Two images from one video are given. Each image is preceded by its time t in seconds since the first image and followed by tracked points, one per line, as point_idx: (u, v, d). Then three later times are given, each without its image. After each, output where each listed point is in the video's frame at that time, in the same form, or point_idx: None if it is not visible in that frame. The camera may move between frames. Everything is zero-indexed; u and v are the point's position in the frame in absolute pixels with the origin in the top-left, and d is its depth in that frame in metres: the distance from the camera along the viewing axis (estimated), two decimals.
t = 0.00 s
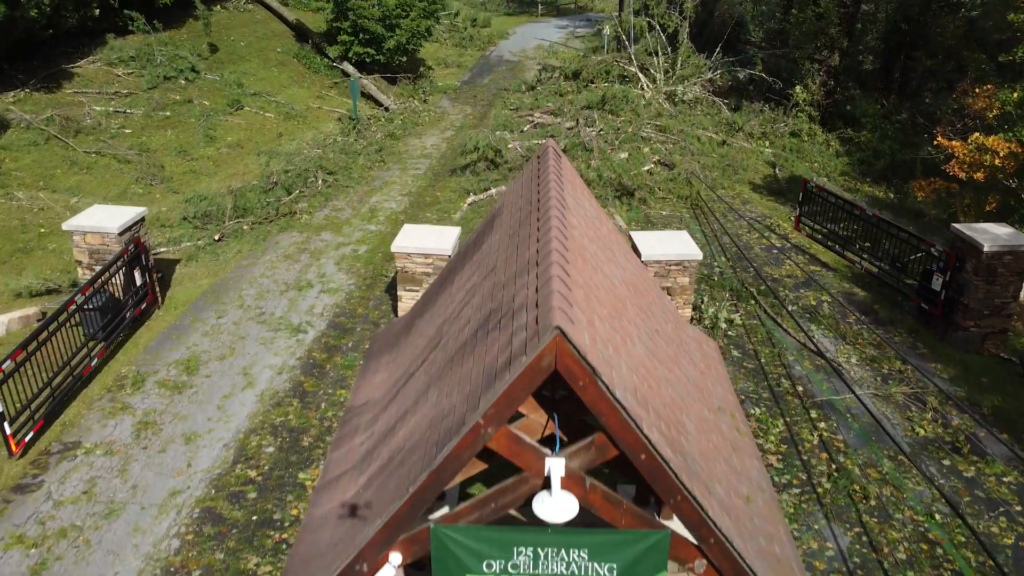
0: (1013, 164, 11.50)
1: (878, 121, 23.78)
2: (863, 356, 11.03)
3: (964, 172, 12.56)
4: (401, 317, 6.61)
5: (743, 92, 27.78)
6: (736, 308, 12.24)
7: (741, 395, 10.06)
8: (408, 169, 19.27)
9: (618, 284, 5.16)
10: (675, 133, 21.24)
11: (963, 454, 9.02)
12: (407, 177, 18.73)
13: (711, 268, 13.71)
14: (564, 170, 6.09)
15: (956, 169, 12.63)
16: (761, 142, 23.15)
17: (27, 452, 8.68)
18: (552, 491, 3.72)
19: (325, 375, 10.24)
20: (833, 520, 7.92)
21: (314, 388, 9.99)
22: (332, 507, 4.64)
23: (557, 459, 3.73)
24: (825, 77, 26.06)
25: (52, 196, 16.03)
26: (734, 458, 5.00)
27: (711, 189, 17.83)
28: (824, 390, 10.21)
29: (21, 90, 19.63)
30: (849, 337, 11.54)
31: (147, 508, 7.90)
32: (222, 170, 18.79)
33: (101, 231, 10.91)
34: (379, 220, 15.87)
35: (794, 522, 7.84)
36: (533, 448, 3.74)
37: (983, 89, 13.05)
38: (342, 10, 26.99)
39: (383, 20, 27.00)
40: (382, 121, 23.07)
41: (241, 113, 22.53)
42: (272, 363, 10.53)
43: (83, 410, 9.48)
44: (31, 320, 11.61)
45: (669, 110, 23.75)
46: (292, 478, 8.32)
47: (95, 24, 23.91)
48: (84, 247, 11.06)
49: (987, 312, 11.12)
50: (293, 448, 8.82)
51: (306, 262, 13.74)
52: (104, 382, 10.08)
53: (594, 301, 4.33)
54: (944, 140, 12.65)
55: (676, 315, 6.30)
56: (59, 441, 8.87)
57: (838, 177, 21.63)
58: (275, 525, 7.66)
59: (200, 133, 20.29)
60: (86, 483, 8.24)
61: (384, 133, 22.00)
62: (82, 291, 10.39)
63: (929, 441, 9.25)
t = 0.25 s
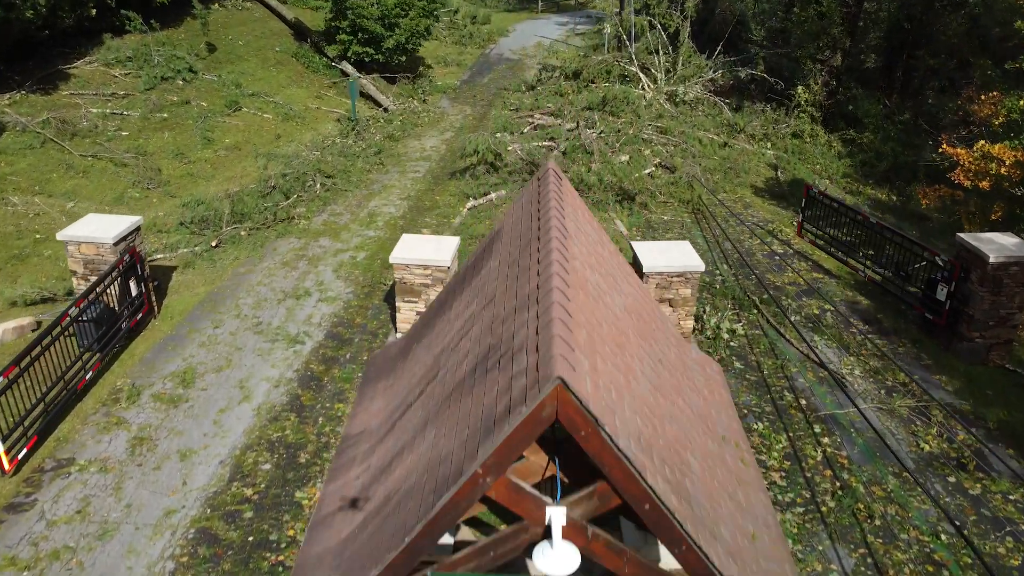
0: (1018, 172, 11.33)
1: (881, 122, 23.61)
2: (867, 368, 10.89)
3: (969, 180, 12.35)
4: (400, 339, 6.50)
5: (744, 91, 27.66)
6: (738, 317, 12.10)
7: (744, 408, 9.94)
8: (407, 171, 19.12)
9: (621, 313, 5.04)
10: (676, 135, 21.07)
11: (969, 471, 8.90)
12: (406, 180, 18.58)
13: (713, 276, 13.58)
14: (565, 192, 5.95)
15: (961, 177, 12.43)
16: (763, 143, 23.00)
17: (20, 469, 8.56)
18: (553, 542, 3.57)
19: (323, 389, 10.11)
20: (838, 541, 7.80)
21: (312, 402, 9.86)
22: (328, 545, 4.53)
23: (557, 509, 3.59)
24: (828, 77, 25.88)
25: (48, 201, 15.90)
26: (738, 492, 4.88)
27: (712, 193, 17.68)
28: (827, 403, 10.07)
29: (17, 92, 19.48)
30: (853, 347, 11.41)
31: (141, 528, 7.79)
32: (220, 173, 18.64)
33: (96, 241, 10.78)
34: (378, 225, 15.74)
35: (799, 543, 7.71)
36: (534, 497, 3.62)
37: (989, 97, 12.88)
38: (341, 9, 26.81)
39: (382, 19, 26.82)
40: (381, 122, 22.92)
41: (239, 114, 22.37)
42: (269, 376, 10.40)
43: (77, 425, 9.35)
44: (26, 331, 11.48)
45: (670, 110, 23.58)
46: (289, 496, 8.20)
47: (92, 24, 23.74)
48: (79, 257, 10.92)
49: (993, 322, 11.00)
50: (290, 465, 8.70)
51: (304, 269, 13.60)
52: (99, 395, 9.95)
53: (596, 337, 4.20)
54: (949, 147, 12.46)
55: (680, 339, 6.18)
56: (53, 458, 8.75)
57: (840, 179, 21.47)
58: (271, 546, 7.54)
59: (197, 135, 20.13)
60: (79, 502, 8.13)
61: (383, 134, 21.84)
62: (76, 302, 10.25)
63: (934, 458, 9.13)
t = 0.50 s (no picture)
0: None
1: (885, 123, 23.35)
2: (874, 385, 10.70)
3: (976, 192, 12.16)
4: (397, 372, 6.32)
5: (746, 91, 27.26)
6: (741, 331, 11.90)
7: (748, 428, 9.76)
8: (405, 175, 18.89)
9: (625, 356, 4.85)
10: (678, 137, 20.83)
11: (978, 495, 8.72)
12: (405, 184, 18.35)
13: (715, 286, 13.38)
14: (567, 225, 5.76)
15: (968, 188, 12.24)
16: (765, 145, 22.76)
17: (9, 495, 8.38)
18: None
19: (319, 407, 9.93)
20: (845, 571, 7.61)
21: (308, 422, 9.68)
22: None
23: None
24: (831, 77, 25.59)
25: (42, 208, 15.69)
26: (748, 542, 4.69)
27: (715, 199, 17.47)
28: (833, 423, 9.89)
29: (11, 94, 19.25)
30: (858, 363, 11.23)
31: (133, 558, 7.62)
32: (216, 177, 18.42)
33: (88, 256, 10.57)
34: (376, 232, 15.54)
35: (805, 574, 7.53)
36: (535, 571, 3.37)
37: (998, 106, 12.67)
38: (339, 7, 26.54)
39: (380, 18, 26.55)
40: (380, 124, 22.66)
41: (236, 114, 22.12)
42: (264, 394, 10.21)
43: (68, 447, 9.17)
44: (17, 346, 11.29)
45: (672, 111, 23.32)
46: (283, 524, 8.03)
47: (87, 23, 23.48)
48: (71, 271, 10.71)
49: (1001, 339, 10.80)
50: (285, 489, 8.52)
51: (301, 280, 13.39)
52: (91, 414, 9.77)
53: (599, 392, 4.00)
54: (957, 158, 12.25)
55: (684, 373, 5.99)
56: (44, 483, 8.57)
57: (844, 182, 21.26)
58: None
59: (194, 138, 19.90)
60: (69, 530, 7.95)
61: (381, 136, 21.61)
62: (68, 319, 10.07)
63: (941, 481, 8.95)
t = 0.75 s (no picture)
0: None
1: (890, 123, 23.04)
2: (882, 403, 10.47)
3: (987, 203, 11.90)
4: (392, 406, 6.11)
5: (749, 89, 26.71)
6: (746, 345, 11.66)
7: (753, 450, 9.53)
8: (404, 180, 18.64)
9: (630, 405, 4.63)
10: (681, 139, 20.55)
11: (990, 521, 8.51)
12: (403, 188, 18.09)
13: (719, 298, 13.13)
14: (569, 259, 5.53)
15: (978, 199, 11.99)
16: (768, 146, 22.49)
17: None
18: None
19: (315, 428, 9.70)
20: None
21: (303, 443, 9.46)
22: None
23: None
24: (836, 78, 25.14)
25: (34, 215, 15.46)
26: None
27: (718, 204, 17.21)
28: (840, 444, 9.66)
29: (4, 97, 19.00)
30: (865, 380, 11.00)
31: None
32: (212, 181, 18.17)
33: (78, 271, 10.35)
34: (374, 240, 15.30)
35: None
36: None
37: (1009, 115, 12.42)
38: (337, 6, 26.25)
39: (379, 17, 26.26)
40: (378, 125, 22.39)
41: (233, 116, 21.86)
42: (259, 413, 9.98)
43: (57, 470, 8.96)
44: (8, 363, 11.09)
45: (674, 112, 23.03)
46: (277, 553, 7.81)
47: (82, 22, 23.20)
48: (60, 287, 10.49)
49: (1012, 355, 10.55)
50: (279, 516, 8.29)
51: (297, 291, 13.15)
52: (81, 435, 9.56)
53: (604, 456, 3.79)
54: (967, 168, 11.98)
55: (689, 410, 5.78)
56: (31, 509, 8.36)
57: (848, 185, 20.98)
58: None
59: (190, 141, 19.65)
60: (56, 560, 7.74)
61: (380, 138, 21.35)
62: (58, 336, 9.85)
63: (952, 506, 8.73)
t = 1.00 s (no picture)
0: None
1: (894, 125, 22.69)
2: (891, 424, 10.19)
3: (1000, 216, 11.59)
4: (388, 442, 6.00)
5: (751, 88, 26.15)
6: (752, 362, 11.37)
7: (760, 474, 9.25)
8: (401, 184, 18.32)
9: (634, 461, 4.51)
10: (683, 142, 20.22)
11: (1004, 551, 8.24)
12: (401, 194, 17.77)
13: (723, 310, 12.83)
14: (571, 299, 5.40)
15: (991, 212, 11.67)
16: (771, 149, 22.17)
17: None
18: None
19: (308, 451, 9.42)
20: None
21: (296, 468, 9.18)
22: None
23: None
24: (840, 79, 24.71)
25: (24, 223, 15.17)
26: None
27: (721, 211, 16.90)
28: (849, 467, 9.39)
29: None
30: (873, 398, 10.72)
31: None
32: (206, 186, 17.86)
33: (65, 287, 10.07)
34: (371, 248, 15.00)
35: None
36: None
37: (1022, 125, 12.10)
38: (334, 4, 25.90)
39: (377, 15, 25.91)
40: (376, 126, 22.05)
41: (228, 117, 21.53)
42: (251, 435, 9.71)
43: (42, 496, 8.69)
44: None
45: (676, 113, 22.67)
46: None
47: (75, 22, 22.86)
48: (47, 304, 10.22)
49: None
50: (270, 547, 8.03)
51: (292, 303, 12.85)
52: (68, 458, 9.29)
53: (607, 534, 3.68)
54: (980, 179, 11.66)
55: (695, 449, 5.67)
56: (14, 540, 8.09)
57: (853, 189, 20.67)
58: None
59: (184, 144, 19.33)
60: None
61: (378, 140, 21.02)
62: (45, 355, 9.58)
63: (965, 535, 8.47)
